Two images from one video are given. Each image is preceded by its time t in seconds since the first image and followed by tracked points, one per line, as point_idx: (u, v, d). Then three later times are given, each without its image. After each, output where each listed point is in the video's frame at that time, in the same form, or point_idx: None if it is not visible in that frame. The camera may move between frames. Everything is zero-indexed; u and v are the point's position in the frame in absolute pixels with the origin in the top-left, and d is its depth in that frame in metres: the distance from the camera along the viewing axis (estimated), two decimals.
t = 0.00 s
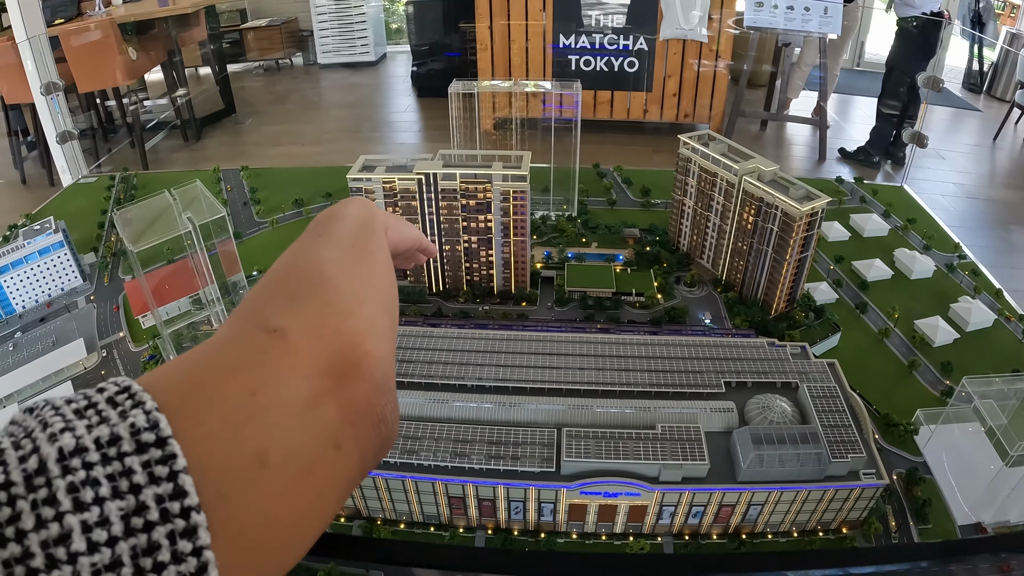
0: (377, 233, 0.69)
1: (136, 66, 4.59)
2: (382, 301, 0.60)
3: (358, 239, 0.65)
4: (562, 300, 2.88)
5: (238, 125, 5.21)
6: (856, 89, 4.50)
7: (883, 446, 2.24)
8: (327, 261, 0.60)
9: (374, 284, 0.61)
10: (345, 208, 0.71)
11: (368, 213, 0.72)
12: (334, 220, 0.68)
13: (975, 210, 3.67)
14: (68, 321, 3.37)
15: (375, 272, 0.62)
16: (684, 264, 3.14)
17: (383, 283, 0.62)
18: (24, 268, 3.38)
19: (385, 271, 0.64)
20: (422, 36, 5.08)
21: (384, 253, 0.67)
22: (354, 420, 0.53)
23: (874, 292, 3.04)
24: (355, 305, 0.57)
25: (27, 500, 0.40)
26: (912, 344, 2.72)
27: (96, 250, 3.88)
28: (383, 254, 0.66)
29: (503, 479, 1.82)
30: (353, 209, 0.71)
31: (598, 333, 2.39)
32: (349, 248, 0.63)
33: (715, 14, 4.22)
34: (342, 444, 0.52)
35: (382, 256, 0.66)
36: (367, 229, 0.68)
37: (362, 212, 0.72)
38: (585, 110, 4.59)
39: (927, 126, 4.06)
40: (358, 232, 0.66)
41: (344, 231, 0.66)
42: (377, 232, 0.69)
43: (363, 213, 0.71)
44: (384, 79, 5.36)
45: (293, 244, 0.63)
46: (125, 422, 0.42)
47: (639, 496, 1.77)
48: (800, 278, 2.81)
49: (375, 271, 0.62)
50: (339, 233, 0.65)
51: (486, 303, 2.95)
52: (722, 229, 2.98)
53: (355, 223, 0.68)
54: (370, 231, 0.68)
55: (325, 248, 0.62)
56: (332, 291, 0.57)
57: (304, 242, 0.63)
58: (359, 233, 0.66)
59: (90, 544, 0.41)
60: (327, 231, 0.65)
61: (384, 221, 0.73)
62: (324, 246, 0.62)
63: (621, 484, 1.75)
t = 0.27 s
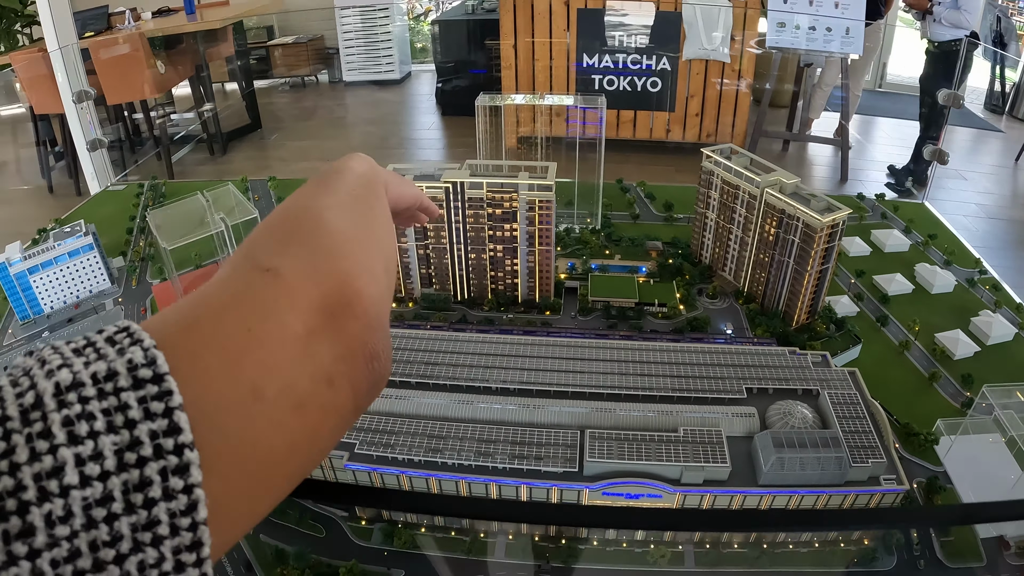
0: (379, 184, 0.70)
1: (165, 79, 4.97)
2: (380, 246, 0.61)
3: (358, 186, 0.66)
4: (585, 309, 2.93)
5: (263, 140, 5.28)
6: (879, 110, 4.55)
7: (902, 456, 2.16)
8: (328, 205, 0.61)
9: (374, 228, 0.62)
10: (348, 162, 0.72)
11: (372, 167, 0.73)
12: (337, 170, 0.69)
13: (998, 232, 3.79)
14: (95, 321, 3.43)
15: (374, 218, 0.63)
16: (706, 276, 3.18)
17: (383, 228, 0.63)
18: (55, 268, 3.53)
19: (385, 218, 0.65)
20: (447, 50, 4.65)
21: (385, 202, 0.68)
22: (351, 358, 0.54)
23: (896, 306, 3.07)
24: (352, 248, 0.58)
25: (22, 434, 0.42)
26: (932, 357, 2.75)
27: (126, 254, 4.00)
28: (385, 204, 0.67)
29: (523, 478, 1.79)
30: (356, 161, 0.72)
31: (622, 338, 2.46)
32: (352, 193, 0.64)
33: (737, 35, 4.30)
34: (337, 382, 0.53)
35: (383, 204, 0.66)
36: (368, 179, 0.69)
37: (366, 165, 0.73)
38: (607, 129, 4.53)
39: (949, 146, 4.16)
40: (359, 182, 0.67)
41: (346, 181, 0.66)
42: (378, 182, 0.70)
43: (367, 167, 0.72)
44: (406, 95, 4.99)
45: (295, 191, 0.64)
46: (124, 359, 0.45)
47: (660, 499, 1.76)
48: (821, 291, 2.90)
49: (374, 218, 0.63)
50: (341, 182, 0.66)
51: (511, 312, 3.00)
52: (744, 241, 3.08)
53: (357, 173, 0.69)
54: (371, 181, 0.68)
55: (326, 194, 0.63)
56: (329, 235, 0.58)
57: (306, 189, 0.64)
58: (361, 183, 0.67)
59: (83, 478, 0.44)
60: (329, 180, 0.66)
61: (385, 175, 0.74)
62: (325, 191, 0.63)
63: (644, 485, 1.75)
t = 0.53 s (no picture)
0: (298, 124, 0.71)
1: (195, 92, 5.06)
2: (267, 197, 0.64)
3: (267, 126, 0.67)
4: (613, 320, 2.99)
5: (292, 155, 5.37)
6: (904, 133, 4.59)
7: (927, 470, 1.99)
8: (225, 147, 0.63)
9: (265, 181, 0.64)
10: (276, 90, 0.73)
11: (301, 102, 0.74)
12: (259, 102, 0.69)
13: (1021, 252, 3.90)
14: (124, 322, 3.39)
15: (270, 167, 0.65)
16: (731, 291, 3.23)
17: (278, 177, 0.65)
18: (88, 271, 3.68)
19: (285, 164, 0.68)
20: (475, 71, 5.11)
21: (294, 144, 0.70)
22: (199, 308, 0.60)
23: (919, 322, 3.13)
24: (234, 200, 0.61)
25: None
26: (956, 372, 2.78)
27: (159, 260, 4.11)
28: (292, 146, 0.69)
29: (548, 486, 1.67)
30: (284, 92, 0.73)
31: (649, 348, 2.54)
32: (256, 134, 0.66)
33: (762, 58, 4.36)
34: (181, 327, 0.59)
35: (288, 148, 0.68)
36: (284, 116, 0.70)
37: (296, 100, 0.74)
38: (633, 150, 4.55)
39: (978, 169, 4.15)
40: (276, 120, 0.69)
41: (258, 117, 0.68)
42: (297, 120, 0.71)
43: (296, 103, 0.73)
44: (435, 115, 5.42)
45: (203, 124, 0.66)
46: None
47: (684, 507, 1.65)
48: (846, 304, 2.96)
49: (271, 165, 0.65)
50: (251, 120, 0.67)
51: (539, 322, 3.02)
52: (769, 255, 3.15)
53: (278, 108, 0.70)
54: (288, 122, 0.70)
55: (230, 132, 0.65)
56: (215, 185, 0.61)
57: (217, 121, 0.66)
58: (275, 122, 0.68)
59: None
60: (245, 113, 0.68)
61: (311, 113, 0.75)
62: (229, 125, 0.65)
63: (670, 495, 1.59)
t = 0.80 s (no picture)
0: (240, 186, 0.84)
1: (224, 105, 5.09)
2: (197, 232, 0.76)
3: (198, 178, 0.80)
4: (634, 331, 3.07)
5: (318, 168, 5.49)
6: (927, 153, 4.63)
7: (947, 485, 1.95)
8: (166, 189, 0.76)
9: (192, 218, 0.76)
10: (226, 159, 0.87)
11: (248, 173, 0.88)
12: (205, 165, 0.83)
13: None
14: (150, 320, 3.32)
15: (198, 208, 0.77)
16: (752, 305, 3.29)
17: (196, 216, 0.76)
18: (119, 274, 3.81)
19: (220, 212, 0.80)
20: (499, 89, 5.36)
21: (234, 201, 0.82)
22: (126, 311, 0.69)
23: (939, 337, 3.14)
24: (163, 227, 0.73)
25: None
26: (974, 388, 2.79)
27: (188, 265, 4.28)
28: (228, 200, 0.81)
29: (570, 487, 1.75)
30: (232, 162, 0.88)
31: (668, 357, 2.60)
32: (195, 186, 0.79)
33: (786, 76, 4.46)
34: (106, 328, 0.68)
35: (224, 200, 0.81)
36: (226, 176, 0.83)
37: (245, 170, 0.88)
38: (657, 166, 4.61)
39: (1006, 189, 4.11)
40: (216, 179, 0.82)
41: (200, 174, 0.81)
42: (237, 182, 0.84)
43: (241, 170, 0.87)
44: (462, 132, 5.61)
45: (151, 172, 0.80)
46: None
47: (700, 511, 1.77)
48: (865, 318, 2.96)
49: (200, 209, 0.77)
50: (194, 175, 0.80)
51: (561, 331, 3.16)
52: (789, 269, 3.16)
53: (222, 170, 0.84)
54: (227, 181, 0.83)
55: (173, 180, 0.78)
56: (148, 215, 0.73)
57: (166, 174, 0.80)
58: (216, 180, 0.81)
59: None
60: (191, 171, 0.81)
61: (256, 180, 0.89)
62: (172, 175, 0.78)
63: (684, 495, 1.71)
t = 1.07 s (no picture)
0: (251, 233, 0.75)
1: (253, 117, 5.28)
2: (180, 287, 0.67)
3: (200, 228, 0.71)
4: (653, 342, 3.15)
5: (343, 181, 5.65)
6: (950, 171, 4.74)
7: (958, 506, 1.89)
8: (159, 239, 0.68)
9: (177, 272, 0.67)
10: (244, 200, 0.77)
11: (267, 214, 0.78)
12: (217, 208, 0.74)
13: None
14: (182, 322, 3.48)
15: (189, 263, 0.68)
16: (769, 318, 3.35)
17: (182, 274, 0.67)
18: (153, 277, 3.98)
19: (215, 263, 0.70)
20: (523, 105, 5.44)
21: (237, 249, 0.73)
22: (73, 377, 0.61)
23: (954, 352, 3.18)
24: (142, 284, 0.64)
25: None
26: (989, 401, 2.80)
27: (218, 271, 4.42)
28: (229, 249, 0.72)
29: (586, 489, 1.81)
30: (251, 202, 0.78)
31: (686, 367, 2.68)
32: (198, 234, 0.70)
33: (809, 93, 4.47)
34: (45, 395, 0.61)
35: (226, 249, 0.72)
36: (231, 227, 0.73)
37: (264, 212, 0.78)
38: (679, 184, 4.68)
39: None
40: (223, 224, 0.73)
41: (205, 220, 0.72)
42: (249, 230, 0.75)
43: (258, 214, 0.77)
44: (486, 147, 5.75)
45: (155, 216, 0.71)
46: None
47: (715, 515, 1.77)
48: (880, 332, 3.00)
49: (193, 261, 0.68)
50: (198, 223, 0.71)
51: (581, 342, 3.21)
52: (806, 284, 3.22)
53: (235, 216, 0.74)
54: (235, 228, 0.73)
55: (173, 228, 0.69)
56: (129, 268, 0.65)
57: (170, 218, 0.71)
58: (220, 225, 0.72)
59: None
60: (200, 214, 0.73)
61: (272, 227, 0.78)
62: (172, 222, 0.70)
63: (702, 499, 1.74)
